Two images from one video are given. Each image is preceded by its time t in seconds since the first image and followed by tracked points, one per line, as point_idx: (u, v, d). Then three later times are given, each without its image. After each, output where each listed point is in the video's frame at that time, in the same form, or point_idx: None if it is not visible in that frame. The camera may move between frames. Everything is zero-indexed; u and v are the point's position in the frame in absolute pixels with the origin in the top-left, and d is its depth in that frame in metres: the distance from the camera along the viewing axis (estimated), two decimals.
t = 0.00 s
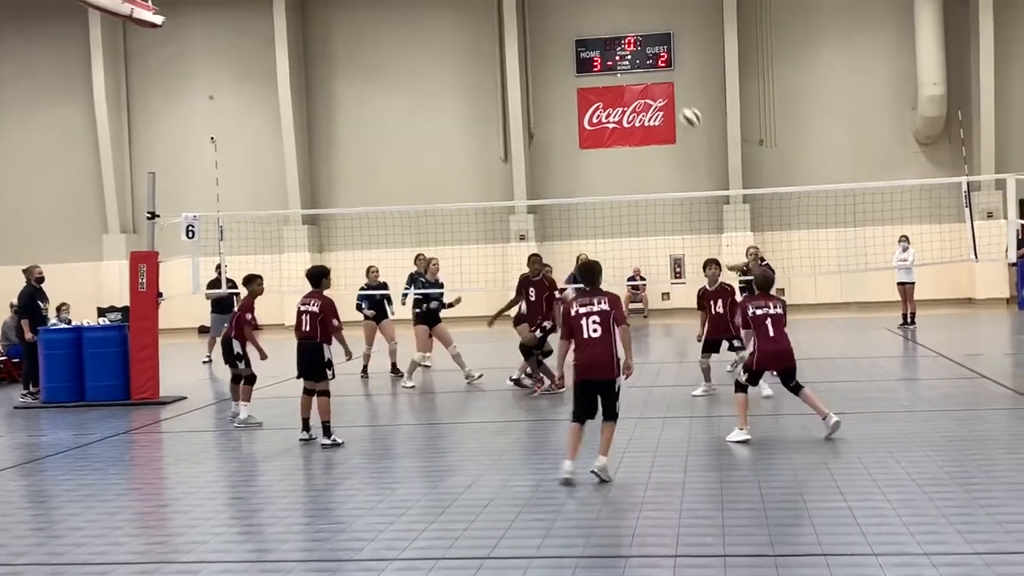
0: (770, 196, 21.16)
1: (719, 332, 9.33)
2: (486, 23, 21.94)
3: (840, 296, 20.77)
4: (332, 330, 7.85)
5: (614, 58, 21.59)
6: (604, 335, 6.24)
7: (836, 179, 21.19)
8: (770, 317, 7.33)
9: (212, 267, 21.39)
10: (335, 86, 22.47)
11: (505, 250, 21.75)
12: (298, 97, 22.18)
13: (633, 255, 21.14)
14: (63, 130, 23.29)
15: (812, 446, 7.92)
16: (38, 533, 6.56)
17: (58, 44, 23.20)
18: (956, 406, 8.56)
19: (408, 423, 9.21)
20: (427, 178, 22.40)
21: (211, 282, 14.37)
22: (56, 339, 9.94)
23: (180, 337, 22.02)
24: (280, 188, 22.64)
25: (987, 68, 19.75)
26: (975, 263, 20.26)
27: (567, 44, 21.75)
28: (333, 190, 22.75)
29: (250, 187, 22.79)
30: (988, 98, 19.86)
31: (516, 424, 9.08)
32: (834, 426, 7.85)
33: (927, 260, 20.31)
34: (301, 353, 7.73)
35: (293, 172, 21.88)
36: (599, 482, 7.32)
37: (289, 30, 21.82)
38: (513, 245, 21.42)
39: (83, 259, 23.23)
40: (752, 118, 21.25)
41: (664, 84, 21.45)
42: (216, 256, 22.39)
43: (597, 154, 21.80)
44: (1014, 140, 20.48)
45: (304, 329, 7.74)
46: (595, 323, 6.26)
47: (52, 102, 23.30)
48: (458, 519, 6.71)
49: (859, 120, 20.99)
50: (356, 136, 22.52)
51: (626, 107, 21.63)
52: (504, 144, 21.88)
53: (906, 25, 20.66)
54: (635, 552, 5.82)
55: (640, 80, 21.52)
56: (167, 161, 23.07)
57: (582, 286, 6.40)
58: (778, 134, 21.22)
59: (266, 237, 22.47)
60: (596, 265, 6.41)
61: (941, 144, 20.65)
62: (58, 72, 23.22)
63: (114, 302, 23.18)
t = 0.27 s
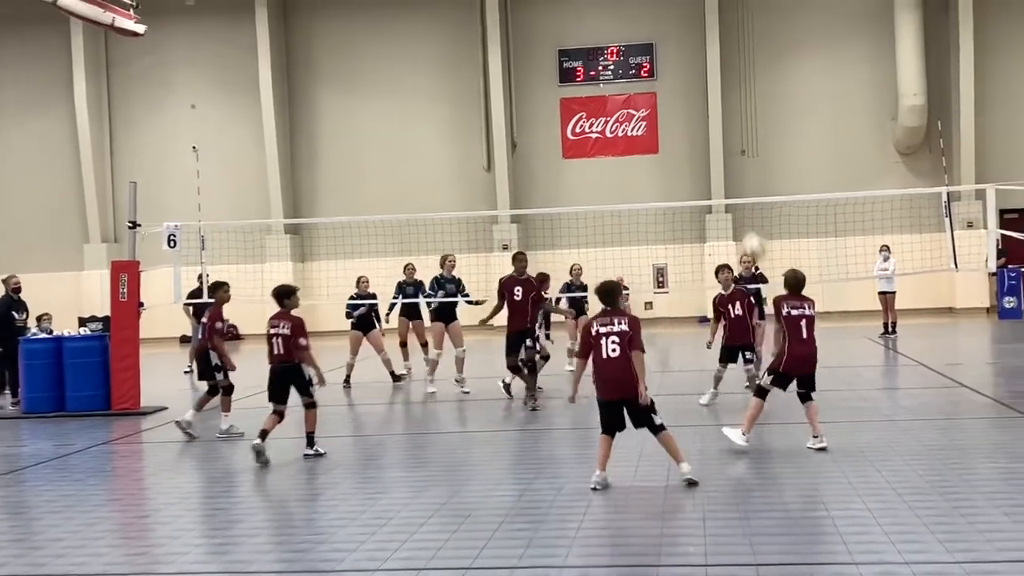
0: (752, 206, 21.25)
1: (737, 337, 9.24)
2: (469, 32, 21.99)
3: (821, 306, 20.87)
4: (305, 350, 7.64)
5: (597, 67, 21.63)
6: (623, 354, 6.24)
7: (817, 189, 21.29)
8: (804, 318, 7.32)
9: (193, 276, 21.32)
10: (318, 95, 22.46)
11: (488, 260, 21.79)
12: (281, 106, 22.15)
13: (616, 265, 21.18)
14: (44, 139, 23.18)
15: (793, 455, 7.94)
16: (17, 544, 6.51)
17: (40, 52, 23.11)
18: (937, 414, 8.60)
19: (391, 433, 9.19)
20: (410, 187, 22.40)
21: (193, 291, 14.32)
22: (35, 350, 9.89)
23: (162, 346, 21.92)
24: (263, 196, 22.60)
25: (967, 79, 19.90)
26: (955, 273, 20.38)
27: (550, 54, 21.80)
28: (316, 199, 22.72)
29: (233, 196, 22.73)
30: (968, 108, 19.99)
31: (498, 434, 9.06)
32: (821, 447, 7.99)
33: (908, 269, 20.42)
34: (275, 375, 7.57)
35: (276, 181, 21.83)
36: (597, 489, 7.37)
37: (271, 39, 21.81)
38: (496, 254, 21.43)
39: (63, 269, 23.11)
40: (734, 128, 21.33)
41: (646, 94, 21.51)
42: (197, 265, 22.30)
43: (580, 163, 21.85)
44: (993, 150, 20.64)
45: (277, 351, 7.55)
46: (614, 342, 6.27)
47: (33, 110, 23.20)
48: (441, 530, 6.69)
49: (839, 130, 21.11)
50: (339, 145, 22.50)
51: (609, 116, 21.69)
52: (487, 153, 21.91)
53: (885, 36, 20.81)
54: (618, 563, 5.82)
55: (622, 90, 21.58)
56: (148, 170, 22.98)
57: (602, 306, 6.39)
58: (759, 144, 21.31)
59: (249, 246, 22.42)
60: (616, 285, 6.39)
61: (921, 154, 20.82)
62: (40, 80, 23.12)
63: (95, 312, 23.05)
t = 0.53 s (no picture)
0: (733, 216, 21.32)
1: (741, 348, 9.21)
2: (450, 42, 22.00)
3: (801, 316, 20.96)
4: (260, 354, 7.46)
5: (578, 78, 21.69)
6: (637, 363, 6.20)
7: (796, 201, 21.38)
8: (809, 306, 7.34)
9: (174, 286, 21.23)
10: (299, 102, 22.44)
11: (470, 270, 21.80)
12: (262, 115, 22.11)
13: (597, 275, 21.21)
14: (23, 148, 23.06)
15: (773, 466, 7.95)
16: None
17: (21, 60, 23.00)
18: (915, 425, 8.64)
19: (372, 444, 9.17)
20: (392, 197, 22.38)
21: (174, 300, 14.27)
22: (13, 360, 9.83)
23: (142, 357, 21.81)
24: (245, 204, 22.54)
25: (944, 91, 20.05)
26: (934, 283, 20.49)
27: (531, 64, 21.84)
28: (297, 209, 22.67)
29: (214, 205, 22.67)
30: (946, 121, 20.14)
31: (479, 444, 9.05)
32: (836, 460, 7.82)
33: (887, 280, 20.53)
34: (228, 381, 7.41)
35: (256, 190, 21.77)
36: (581, 497, 7.38)
37: (252, 47, 21.77)
38: (477, 264, 21.43)
39: (42, 278, 22.98)
40: (714, 139, 21.40)
41: (627, 104, 21.57)
42: (177, 275, 22.21)
43: (561, 173, 21.88)
44: (970, 162, 20.79)
45: (232, 355, 7.40)
46: (628, 351, 6.22)
47: (12, 118, 23.08)
48: (421, 540, 6.67)
49: (819, 141, 21.21)
50: (322, 153, 22.48)
51: (590, 126, 21.73)
52: (469, 163, 21.92)
53: (864, 48, 20.95)
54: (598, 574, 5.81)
55: (604, 100, 21.63)
56: (128, 179, 22.89)
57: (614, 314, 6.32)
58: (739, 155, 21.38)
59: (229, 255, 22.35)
60: (628, 293, 6.35)
61: (900, 165, 20.97)
62: (21, 87, 23.01)
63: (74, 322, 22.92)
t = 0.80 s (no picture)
0: (715, 223, 21.40)
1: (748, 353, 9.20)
2: (433, 49, 22.02)
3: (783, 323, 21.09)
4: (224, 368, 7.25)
5: (561, 85, 21.73)
6: (616, 372, 6.19)
7: (777, 209, 21.44)
8: (805, 330, 7.09)
9: (155, 292, 21.15)
10: (281, 108, 22.44)
11: (452, 277, 21.80)
12: (244, 121, 22.09)
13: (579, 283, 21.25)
14: (3, 153, 22.95)
15: (754, 473, 7.96)
16: None
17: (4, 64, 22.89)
18: (896, 432, 8.66)
19: (353, 451, 9.15)
20: (375, 203, 22.35)
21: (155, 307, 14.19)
22: None
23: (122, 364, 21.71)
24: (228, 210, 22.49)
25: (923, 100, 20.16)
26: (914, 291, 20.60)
27: (514, 71, 21.87)
28: (280, 215, 22.62)
29: (196, 210, 22.62)
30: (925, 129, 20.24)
31: (461, 451, 9.03)
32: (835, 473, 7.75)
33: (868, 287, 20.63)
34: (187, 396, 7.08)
35: (238, 196, 21.72)
36: (556, 499, 7.38)
37: (234, 53, 21.74)
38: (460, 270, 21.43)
39: (22, 284, 22.86)
40: (697, 146, 21.45)
41: (610, 111, 21.60)
42: (158, 281, 22.14)
43: (544, 180, 21.91)
44: (950, 170, 20.89)
45: (194, 369, 7.11)
46: (608, 359, 6.23)
47: None
48: (402, 547, 6.65)
49: (800, 150, 21.30)
50: (305, 159, 22.45)
51: (573, 133, 21.77)
52: (452, 169, 21.93)
53: (844, 57, 21.07)
54: None
55: (586, 107, 21.66)
56: (109, 185, 22.81)
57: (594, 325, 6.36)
58: (721, 162, 21.45)
59: (211, 262, 22.29)
60: (607, 307, 6.42)
61: (881, 173, 21.07)
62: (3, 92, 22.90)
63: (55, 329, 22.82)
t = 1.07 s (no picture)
0: (702, 224, 21.45)
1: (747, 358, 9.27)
2: (420, 49, 22.01)
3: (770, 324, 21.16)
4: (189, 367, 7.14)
5: (548, 85, 21.74)
6: (564, 377, 6.21)
7: (763, 210, 21.49)
8: (777, 339, 7.08)
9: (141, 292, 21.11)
10: (268, 108, 22.43)
11: (439, 278, 21.80)
12: (231, 121, 22.05)
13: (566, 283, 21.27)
14: None
15: (740, 473, 7.97)
16: None
17: None
18: (882, 432, 8.69)
19: (340, 452, 9.13)
20: (362, 204, 22.33)
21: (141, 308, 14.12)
22: None
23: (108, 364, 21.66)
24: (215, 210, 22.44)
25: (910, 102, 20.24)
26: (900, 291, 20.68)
27: (502, 71, 21.87)
28: (267, 215, 22.59)
29: (182, 210, 22.58)
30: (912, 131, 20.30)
31: (449, 452, 9.02)
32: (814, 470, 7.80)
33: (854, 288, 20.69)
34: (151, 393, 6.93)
35: (225, 196, 21.67)
36: (522, 508, 7.36)
37: (221, 53, 21.70)
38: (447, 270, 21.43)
39: (7, 284, 22.77)
40: (684, 147, 21.48)
41: (597, 112, 21.63)
42: (143, 281, 22.09)
43: (531, 181, 21.92)
44: (936, 171, 20.97)
45: (160, 365, 6.97)
46: (556, 365, 6.26)
47: None
48: (388, 548, 6.64)
49: (786, 152, 21.35)
50: (294, 160, 22.43)
51: (560, 134, 21.78)
52: (439, 170, 21.92)
53: (829, 59, 21.13)
54: None
55: (574, 107, 21.67)
56: (95, 185, 22.74)
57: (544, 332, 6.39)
58: (708, 163, 21.49)
59: (198, 262, 22.25)
60: (559, 313, 6.44)
61: (867, 174, 21.12)
62: None
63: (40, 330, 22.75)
